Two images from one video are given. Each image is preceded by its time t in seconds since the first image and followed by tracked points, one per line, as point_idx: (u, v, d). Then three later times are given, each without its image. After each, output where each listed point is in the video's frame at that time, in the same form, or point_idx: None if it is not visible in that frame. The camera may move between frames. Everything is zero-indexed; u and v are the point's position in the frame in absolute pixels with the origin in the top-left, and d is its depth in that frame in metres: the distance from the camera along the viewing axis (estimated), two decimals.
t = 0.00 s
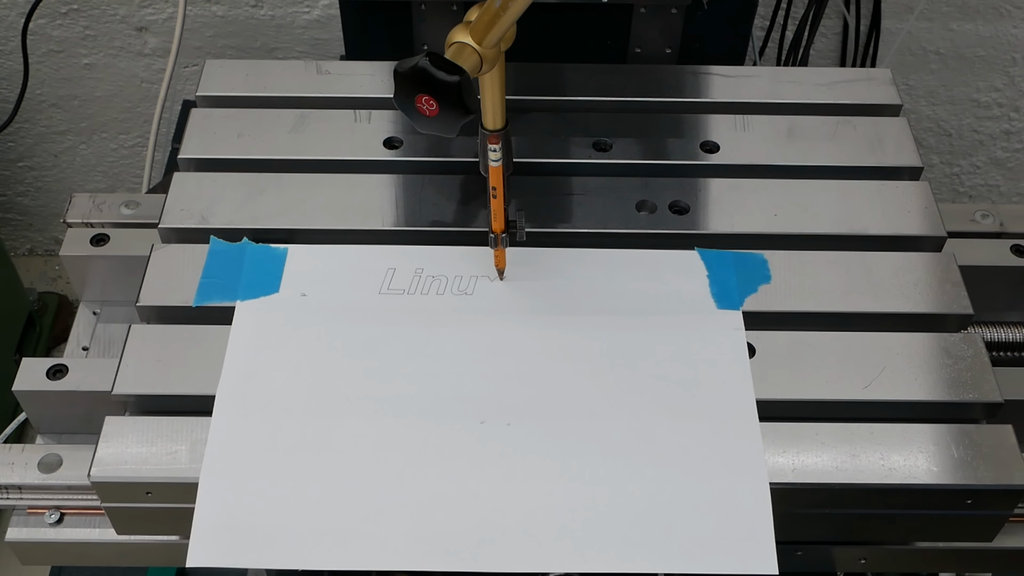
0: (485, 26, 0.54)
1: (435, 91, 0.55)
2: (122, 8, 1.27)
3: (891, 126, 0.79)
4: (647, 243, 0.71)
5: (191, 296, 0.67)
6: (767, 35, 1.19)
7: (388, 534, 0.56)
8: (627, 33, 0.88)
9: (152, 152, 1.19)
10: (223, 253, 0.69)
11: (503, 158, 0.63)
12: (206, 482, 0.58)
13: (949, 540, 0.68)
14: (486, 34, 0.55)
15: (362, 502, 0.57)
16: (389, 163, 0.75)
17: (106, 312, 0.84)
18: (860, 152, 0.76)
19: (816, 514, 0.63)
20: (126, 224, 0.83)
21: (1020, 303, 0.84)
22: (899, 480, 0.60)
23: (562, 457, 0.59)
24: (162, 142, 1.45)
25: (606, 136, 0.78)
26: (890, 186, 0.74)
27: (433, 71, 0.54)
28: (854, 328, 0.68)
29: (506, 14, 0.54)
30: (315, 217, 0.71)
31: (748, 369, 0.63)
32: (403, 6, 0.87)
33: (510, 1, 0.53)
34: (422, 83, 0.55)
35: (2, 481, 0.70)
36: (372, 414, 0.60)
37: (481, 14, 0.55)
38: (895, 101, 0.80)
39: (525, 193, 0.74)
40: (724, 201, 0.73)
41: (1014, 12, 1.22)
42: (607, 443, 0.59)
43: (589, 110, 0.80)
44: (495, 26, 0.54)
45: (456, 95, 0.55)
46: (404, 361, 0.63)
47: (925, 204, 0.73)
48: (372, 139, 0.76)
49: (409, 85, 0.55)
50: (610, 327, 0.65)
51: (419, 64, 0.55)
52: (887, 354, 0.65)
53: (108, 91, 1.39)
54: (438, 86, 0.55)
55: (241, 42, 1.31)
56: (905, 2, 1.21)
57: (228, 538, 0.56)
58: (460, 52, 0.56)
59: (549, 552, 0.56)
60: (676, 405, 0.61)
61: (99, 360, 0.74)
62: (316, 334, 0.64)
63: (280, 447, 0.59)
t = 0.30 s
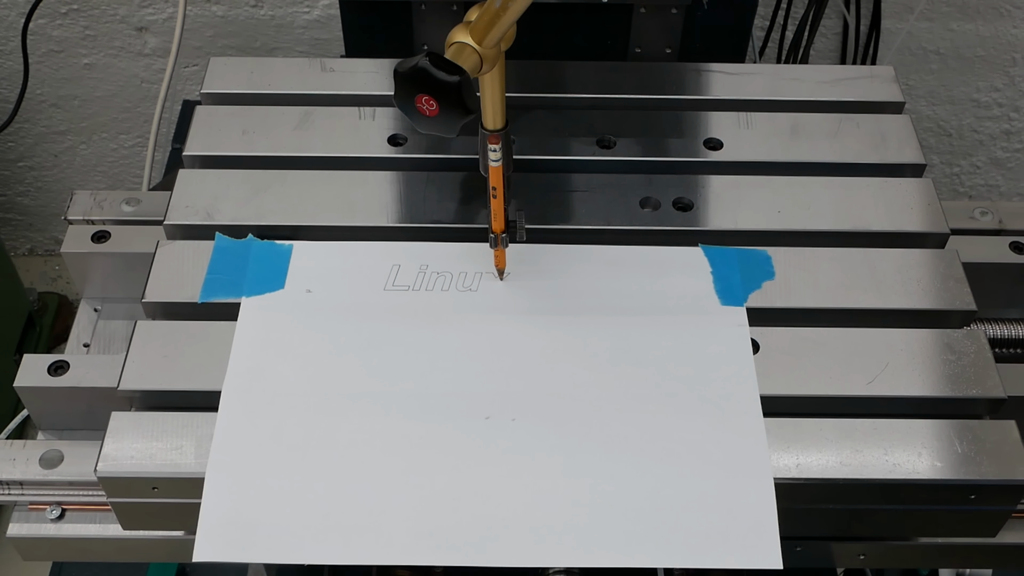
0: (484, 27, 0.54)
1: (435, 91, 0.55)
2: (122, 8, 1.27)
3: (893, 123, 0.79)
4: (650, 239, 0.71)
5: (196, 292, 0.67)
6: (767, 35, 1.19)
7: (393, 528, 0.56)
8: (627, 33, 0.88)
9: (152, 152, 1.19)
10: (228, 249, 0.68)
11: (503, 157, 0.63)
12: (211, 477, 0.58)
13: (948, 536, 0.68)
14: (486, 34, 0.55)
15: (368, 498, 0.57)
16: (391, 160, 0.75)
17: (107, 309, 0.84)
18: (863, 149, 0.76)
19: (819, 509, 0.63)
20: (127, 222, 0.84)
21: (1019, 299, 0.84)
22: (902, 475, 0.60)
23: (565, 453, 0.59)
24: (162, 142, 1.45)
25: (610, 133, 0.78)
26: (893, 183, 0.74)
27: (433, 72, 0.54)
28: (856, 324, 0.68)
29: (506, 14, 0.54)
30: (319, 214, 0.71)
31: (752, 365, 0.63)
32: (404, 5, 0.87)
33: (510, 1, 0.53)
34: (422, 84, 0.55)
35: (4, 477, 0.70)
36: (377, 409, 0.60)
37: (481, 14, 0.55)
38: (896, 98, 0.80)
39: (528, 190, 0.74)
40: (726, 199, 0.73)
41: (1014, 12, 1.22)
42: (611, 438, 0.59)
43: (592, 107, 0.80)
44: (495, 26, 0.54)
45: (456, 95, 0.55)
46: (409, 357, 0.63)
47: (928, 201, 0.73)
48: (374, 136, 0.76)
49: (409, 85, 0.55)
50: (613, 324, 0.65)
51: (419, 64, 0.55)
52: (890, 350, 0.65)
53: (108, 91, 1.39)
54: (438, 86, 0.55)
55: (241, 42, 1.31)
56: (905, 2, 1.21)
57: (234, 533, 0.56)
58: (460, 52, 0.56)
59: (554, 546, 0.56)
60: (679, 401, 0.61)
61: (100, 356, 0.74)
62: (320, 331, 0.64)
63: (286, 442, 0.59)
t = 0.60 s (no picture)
0: (484, 27, 0.54)
1: (435, 91, 0.55)
2: (122, 8, 1.28)
3: (893, 120, 0.79)
4: (649, 235, 0.71)
5: (198, 288, 0.67)
6: (767, 35, 1.19)
7: (395, 522, 0.56)
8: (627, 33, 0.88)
9: (152, 152, 1.19)
10: (230, 245, 0.69)
11: (503, 157, 0.63)
12: (213, 472, 0.58)
13: (947, 531, 0.68)
14: (486, 35, 0.55)
15: (369, 493, 0.57)
16: (392, 157, 0.75)
17: (109, 306, 0.84)
18: (863, 146, 0.76)
19: (819, 504, 0.63)
20: (128, 219, 0.84)
21: (1018, 296, 0.84)
22: (902, 470, 0.60)
23: (566, 448, 0.59)
24: (162, 142, 1.45)
25: (610, 130, 0.78)
26: (893, 179, 0.74)
27: (433, 72, 0.55)
28: (856, 320, 0.68)
29: (506, 15, 0.53)
30: (320, 211, 0.71)
31: (752, 360, 0.63)
32: (404, 4, 0.87)
33: (511, 1, 0.53)
34: (422, 84, 0.55)
35: (6, 472, 0.70)
36: (378, 404, 0.60)
37: (481, 14, 0.54)
38: (896, 95, 0.81)
39: (528, 187, 0.74)
40: (726, 196, 0.73)
41: (1014, 12, 1.22)
42: (612, 433, 0.59)
43: (593, 105, 0.80)
44: (495, 26, 0.54)
45: (456, 95, 0.55)
46: (410, 353, 0.63)
47: (928, 197, 0.73)
48: (374, 134, 0.77)
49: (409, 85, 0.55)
50: (613, 319, 0.65)
51: (419, 64, 0.55)
52: (890, 345, 0.65)
53: (108, 91, 1.40)
54: (438, 86, 0.55)
55: (241, 42, 1.32)
56: (905, 2, 1.21)
57: (235, 527, 0.56)
58: (460, 52, 0.56)
59: (554, 540, 0.56)
60: (680, 397, 0.61)
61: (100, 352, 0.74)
62: (321, 326, 0.64)
63: (287, 437, 0.59)
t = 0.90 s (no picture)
0: (484, 27, 0.55)
1: (435, 92, 0.55)
2: (122, 8, 1.28)
3: (890, 117, 0.79)
4: (646, 231, 0.72)
5: (196, 283, 0.67)
6: (767, 35, 1.20)
7: (392, 516, 0.57)
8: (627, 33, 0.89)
9: (152, 152, 1.20)
10: (228, 241, 0.69)
11: (503, 157, 0.64)
12: (212, 466, 0.58)
13: (944, 526, 0.68)
14: (486, 35, 0.55)
15: (367, 486, 0.58)
16: (391, 153, 0.76)
17: (109, 302, 0.84)
18: (859, 143, 0.77)
19: (815, 499, 0.63)
20: (129, 216, 0.84)
21: (1017, 292, 0.85)
22: (897, 464, 0.60)
23: (563, 443, 0.59)
24: (162, 142, 1.46)
25: (607, 126, 0.78)
26: (889, 175, 0.75)
27: (433, 72, 0.55)
28: (852, 315, 0.68)
29: (506, 14, 0.54)
30: (318, 207, 0.71)
31: (748, 355, 0.63)
32: (404, 3, 0.87)
33: (510, 1, 0.53)
34: (423, 84, 0.55)
35: (7, 467, 0.70)
36: (376, 399, 0.61)
37: (481, 15, 0.55)
38: (893, 92, 0.81)
39: (526, 183, 0.74)
40: (722, 192, 0.73)
41: (1013, 12, 1.22)
42: (608, 427, 0.60)
43: (590, 101, 0.81)
44: (495, 26, 0.54)
45: (456, 96, 0.55)
46: (408, 348, 0.63)
47: (924, 193, 0.74)
48: (374, 131, 0.77)
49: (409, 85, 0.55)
50: (610, 314, 0.65)
51: (419, 64, 0.55)
52: (886, 340, 0.66)
53: (108, 91, 1.40)
54: (439, 87, 0.55)
55: (241, 42, 1.32)
56: (904, 2, 1.21)
57: (234, 521, 0.56)
58: (460, 52, 0.56)
59: (551, 533, 0.56)
60: (676, 391, 0.61)
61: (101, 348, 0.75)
62: (320, 322, 0.64)
63: (285, 431, 0.59)
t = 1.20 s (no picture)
0: (484, 27, 0.54)
1: (435, 92, 0.55)
2: (122, 8, 1.28)
3: (892, 115, 0.79)
4: (648, 228, 0.72)
5: (198, 281, 0.67)
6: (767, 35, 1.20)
7: (395, 513, 0.57)
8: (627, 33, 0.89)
9: (152, 152, 1.19)
10: (229, 239, 0.69)
11: (504, 158, 0.64)
12: (214, 464, 0.58)
13: (944, 524, 0.68)
14: (486, 35, 0.55)
15: (369, 484, 0.58)
16: (391, 152, 0.76)
17: (109, 300, 0.84)
18: (860, 141, 0.77)
19: (816, 497, 0.63)
20: (129, 214, 0.84)
21: (1017, 290, 0.85)
22: (900, 461, 0.60)
23: (566, 440, 0.59)
24: (162, 143, 1.46)
25: (609, 125, 0.78)
26: (891, 173, 0.75)
27: (433, 72, 0.55)
28: (854, 313, 0.68)
29: (506, 14, 0.54)
30: (320, 205, 0.71)
31: (750, 353, 0.63)
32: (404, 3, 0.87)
33: (510, 1, 0.53)
34: (422, 84, 0.56)
35: (7, 465, 0.70)
36: (378, 396, 0.61)
37: (481, 14, 0.55)
38: (895, 90, 0.81)
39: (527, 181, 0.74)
40: (724, 190, 0.73)
41: (1013, 12, 1.22)
42: (611, 425, 0.60)
43: (592, 100, 0.81)
44: (495, 26, 0.54)
45: (456, 96, 0.56)
46: (410, 346, 0.63)
47: (926, 191, 0.74)
48: (375, 130, 0.77)
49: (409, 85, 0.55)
50: (612, 312, 0.65)
51: (419, 64, 0.55)
52: (888, 338, 0.66)
53: (108, 91, 1.40)
54: (438, 87, 0.55)
55: (241, 42, 1.32)
56: (905, 2, 1.21)
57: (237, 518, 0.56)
58: (460, 52, 0.56)
59: (553, 531, 0.56)
60: (678, 389, 0.61)
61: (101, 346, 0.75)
62: (322, 320, 0.64)
63: (288, 429, 0.59)
